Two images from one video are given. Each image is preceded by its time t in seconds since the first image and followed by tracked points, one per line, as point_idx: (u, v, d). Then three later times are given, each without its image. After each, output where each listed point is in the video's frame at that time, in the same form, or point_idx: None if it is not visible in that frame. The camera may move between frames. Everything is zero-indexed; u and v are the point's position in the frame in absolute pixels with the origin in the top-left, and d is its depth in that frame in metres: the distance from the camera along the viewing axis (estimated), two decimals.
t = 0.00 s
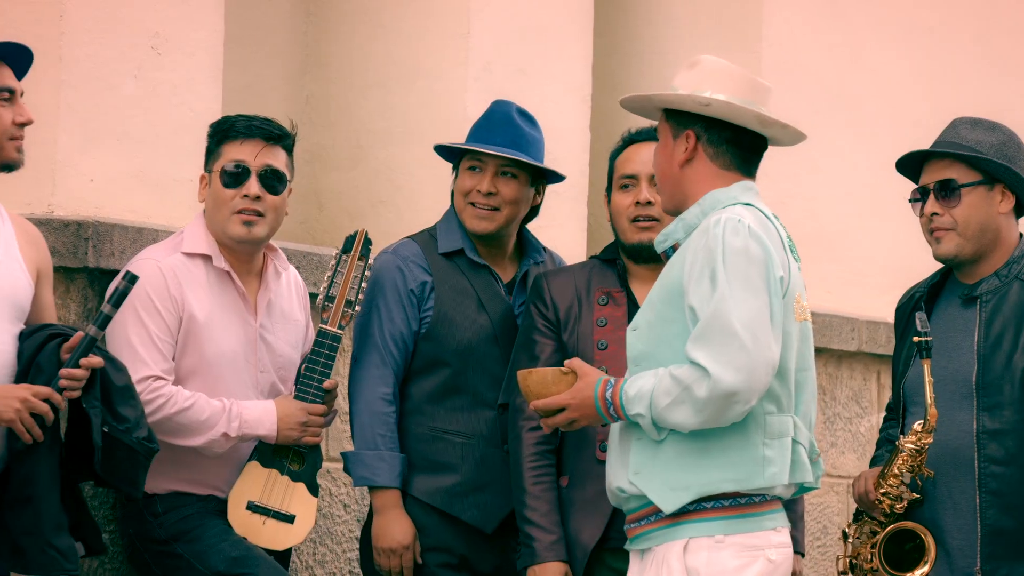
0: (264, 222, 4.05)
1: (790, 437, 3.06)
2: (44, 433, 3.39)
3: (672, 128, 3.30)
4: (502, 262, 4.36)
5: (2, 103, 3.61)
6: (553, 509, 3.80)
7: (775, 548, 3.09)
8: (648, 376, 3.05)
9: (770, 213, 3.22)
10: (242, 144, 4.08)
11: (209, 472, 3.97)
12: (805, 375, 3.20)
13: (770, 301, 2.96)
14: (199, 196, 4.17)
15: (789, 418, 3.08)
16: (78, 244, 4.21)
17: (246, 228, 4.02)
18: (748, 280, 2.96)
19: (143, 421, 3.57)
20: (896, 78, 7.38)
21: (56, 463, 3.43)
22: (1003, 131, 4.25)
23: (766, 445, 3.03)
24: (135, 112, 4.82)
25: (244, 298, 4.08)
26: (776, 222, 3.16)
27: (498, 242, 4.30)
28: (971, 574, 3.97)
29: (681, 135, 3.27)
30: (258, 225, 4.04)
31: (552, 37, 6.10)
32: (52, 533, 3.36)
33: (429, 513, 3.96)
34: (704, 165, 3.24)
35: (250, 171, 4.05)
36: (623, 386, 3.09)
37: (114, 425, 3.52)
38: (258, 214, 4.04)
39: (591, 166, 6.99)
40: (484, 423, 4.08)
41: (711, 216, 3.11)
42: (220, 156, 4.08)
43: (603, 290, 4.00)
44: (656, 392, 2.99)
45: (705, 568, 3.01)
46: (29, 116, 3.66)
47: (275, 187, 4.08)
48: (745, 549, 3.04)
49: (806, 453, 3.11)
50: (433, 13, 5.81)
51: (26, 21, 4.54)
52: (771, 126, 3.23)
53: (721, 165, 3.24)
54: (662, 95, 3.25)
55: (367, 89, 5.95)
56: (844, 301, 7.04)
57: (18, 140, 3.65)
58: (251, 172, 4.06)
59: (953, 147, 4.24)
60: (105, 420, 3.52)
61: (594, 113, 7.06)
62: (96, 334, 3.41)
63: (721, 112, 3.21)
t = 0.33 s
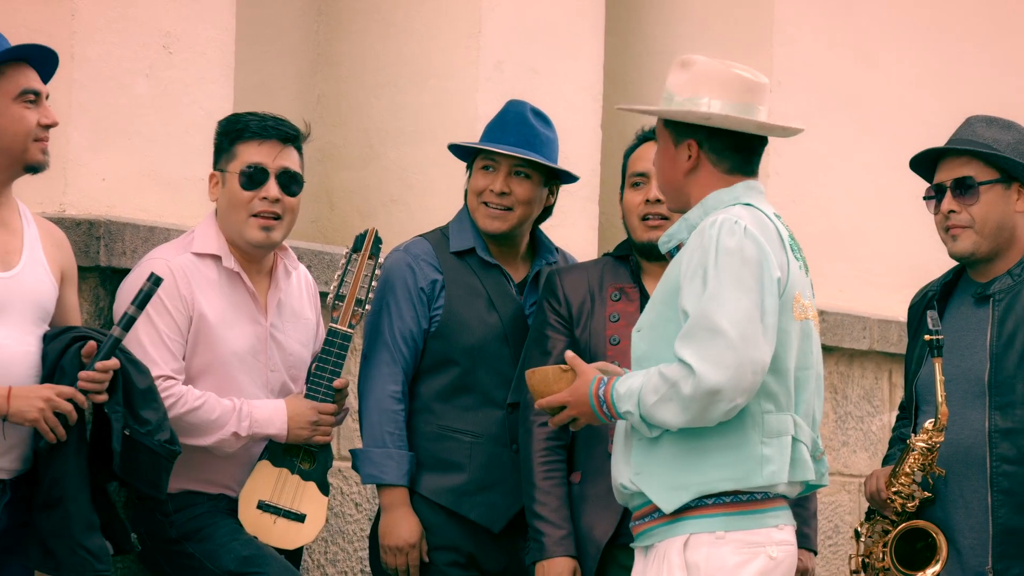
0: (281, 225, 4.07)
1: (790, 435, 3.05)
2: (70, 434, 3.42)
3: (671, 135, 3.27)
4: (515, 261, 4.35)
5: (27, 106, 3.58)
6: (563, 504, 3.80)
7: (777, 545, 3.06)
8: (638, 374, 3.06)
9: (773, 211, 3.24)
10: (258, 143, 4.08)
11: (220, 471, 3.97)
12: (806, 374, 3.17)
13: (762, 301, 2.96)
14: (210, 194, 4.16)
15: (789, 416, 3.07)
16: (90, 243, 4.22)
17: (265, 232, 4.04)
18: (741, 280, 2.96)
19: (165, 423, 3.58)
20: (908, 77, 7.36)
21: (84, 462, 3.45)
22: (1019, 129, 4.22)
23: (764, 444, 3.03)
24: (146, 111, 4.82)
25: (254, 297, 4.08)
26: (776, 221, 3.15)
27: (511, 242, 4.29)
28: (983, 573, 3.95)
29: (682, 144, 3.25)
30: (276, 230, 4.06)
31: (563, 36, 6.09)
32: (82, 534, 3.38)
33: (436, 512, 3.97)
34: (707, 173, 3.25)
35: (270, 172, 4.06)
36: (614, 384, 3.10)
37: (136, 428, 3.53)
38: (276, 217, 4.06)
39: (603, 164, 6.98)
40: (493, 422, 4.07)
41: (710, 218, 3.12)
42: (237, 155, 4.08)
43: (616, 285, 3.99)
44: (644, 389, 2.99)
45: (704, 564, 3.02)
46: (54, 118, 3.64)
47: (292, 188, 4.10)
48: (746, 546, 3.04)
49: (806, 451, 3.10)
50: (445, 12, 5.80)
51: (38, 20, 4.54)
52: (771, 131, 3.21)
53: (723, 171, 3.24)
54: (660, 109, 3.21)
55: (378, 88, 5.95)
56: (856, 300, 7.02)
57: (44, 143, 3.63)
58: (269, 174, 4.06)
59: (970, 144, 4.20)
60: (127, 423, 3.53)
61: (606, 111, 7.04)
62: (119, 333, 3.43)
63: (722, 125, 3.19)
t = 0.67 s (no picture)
0: (299, 228, 4.10)
1: (786, 437, 3.06)
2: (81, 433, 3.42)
3: (674, 156, 3.26)
4: (522, 259, 4.34)
5: (40, 106, 3.56)
6: (572, 500, 3.78)
7: (776, 542, 3.08)
8: (618, 360, 3.08)
9: (776, 212, 3.25)
10: (278, 148, 4.10)
11: (225, 470, 3.97)
12: (806, 374, 3.16)
13: (754, 307, 2.97)
14: (219, 195, 4.12)
15: (786, 419, 3.08)
16: (98, 242, 4.22)
17: (288, 236, 4.06)
18: (736, 286, 2.97)
19: (177, 425, 3.57)
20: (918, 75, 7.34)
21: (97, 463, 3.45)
22: None
23: (759, 446, 3.04)
24: (152, 110, 4.83)
25: (260, 296, 4.08)
26: (778, 225, 3.16)
27: (518, 240, 4.27)
28: (991, 573, 3.93)
29: (687, 164, 3.25)
30: (296, 233, 4.08)
31: (571, 35, 6.08)
32: (97, 535, 3.38)
33: (440, 510, 3.97)
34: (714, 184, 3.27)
35: (292, 176, 4.08)
36: (589, 364, 3.11)
37: (147, 431, 3.52)
38: (297, 220, 4.08)
39: (611, 163, 6.97)
40: (499, 422, 4.06)
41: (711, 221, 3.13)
42: (256, 159, 4.07)
43: (627, 283, 3.98)
44: (622, 377, 3.01)
45: (705, 557, 3.05)
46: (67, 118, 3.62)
47: (310, 191, 4.12)
48: (746, 541, 3.05)
49: (803, 452, 3.11)
50: (453, 10, 5.80)
51: (46, 20, 4.54)
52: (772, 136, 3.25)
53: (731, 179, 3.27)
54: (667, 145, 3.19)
55: (385, 87, 5.95)
56: (864, 299, 7.01)
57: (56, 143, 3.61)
58: (293, 179, 4.08)
59: (985, 141, 4.16)
60: (138, 424, 3.52)
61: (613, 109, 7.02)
62: (130, 337, 3.45)
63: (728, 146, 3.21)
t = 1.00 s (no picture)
0: (305, 226, 4.10)
1: (786, 439, 3.07)
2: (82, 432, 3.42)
3: (661, 144, 3.29)
4: (527, 256, 4.32)
5: (45, 105, 3.55)
6: (583, 497, 3.78)
7: (778, 542, 3.07)
8: (619, 357, 3.08)
9: (768, 212, 3.26)
10: (283, 146, 4.10)
11: (229, 468, 3.97)
12: (805, 373, 3.17)
13: (752, 315, 2.98)
14: (224, 194, 4.12)
15: (786, 421, 3.09)
16: (102, 240, 4.22)
17: (294, 233, 4.05)
18: (736, 293, 2.98)
19: (178, 427, 3.57)
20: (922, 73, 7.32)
21: (100, 462, 3.45)
22: None
23: (760, 450, 3.04)
24: (157, 109, 4.82)
25: (264, 295, 4.07)
26: (771, 226, 3.15)
27: (524, 237, 4.27)
28: (999, 572, 3.91)
29: (673, 152, 3.28)
30: (302, 230, 4.08)
31: (575, 33, 6.07)
32: (98, 533, 3.38)
33: (446, 509, 3.96)
34: (700, 178, 3.28)
35: (298, 175, 4.07)
36: (587, 357, 3.11)
37: (148, 431, 3.52)
38: (304, 219, 4.08)
39: (616, 161, 6.96)
40: (505, 420, 4.06)
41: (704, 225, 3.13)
42: (261, 157, 4.06)
43: (641, 280, 3.94)
44: (625, 379, 3.01)
45: (707, 556, 3.04)
46: (72, 117, 3.61)
47: (315, 190, 4.12)
48: (747, 541, 3.04)
49: (805, 452, 3.13)
50: (457, 8, 5.79)
51: (50, 18, 4.54)
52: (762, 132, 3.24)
53: (717, 175, 3.27)
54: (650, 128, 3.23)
55: (390, 85, 5.94)
56: (868, 297, 7.00)
57: (61, 141, 3.60)
58: (298, 178, 4.08)
59: (993, 140, 4.15)
60: (139, 425, 3.52)
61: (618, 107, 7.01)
62: (132, 337, 3.45)
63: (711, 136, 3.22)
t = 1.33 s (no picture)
0: (310, 224, 4.09)
1: (791, 436, 3.07)
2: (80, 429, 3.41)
3: (657, 136, 3.32)
4: (534, 255, 4.30)
5: (48, 103, 3.55)
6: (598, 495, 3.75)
7: (779, 542, 3.07)
8: (635, 370, 3.05)
9: (763, 211, 3.24)
10: (288, 145, 4.09)
11: (234, 467, 3.97)
12: (807, 369, 3.16)
13: (759, 313, 2.98)
14: (229, 192, 4.12)
15: (789, 418, 3.09)
16: (108, 239, 4.21)
17: (299, 232, 4.04)
18: (738, 291, 2.98)
19: (178, 427, 3.57)
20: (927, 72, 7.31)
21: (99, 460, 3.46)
22: None
23: (765, 449, 3.05)
24: (162, 107, 4.83)
25: (269, 293, 4.07)
26: (766, 224, 3.15)
27: (528, 235, 4.24)
28: (1005, 572, 3.89)
29: (667, 145, 3.31)
30: (308, 228, 4.07)
31: (580, 32, 6.07)
32: (96, 531, 3.38)
33: (453, 508, 3.96)
34: (694, 173, 3.30)
35: (302, 173, 4.07)
36: (608, 375, 3.08)
37: (150, 430, 3.52)
38: (309, 217, 4.07)
39: (622, 159, 6.95)
40: (511, 418, 4.05)
41: (700, 226, 3.14)
42: (266, 156, 4.06)
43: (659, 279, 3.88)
44: (645, 391, 2.99)
45: (707, 556, 3.03)
46: (76, 115, 3.61)
47: (319, 188, 4.11)
48: (747, 541, 3.04)
49: (809, 449, 3.12)
50: (462, 7, 5.79)
51: (55, 16, 4.54)
52: (757, 133, 3.24)
53: (711, 172, 3.29)
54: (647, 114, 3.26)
55: (395, 83, 5.94)
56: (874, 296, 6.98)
57: (64, 140, 3.60)
58: (302, 176, 4.07)
59: (999, 139, 4.13)
60: (140, 424, 3.52)
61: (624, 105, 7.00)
62: (135, 333, 3.43)
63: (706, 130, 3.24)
